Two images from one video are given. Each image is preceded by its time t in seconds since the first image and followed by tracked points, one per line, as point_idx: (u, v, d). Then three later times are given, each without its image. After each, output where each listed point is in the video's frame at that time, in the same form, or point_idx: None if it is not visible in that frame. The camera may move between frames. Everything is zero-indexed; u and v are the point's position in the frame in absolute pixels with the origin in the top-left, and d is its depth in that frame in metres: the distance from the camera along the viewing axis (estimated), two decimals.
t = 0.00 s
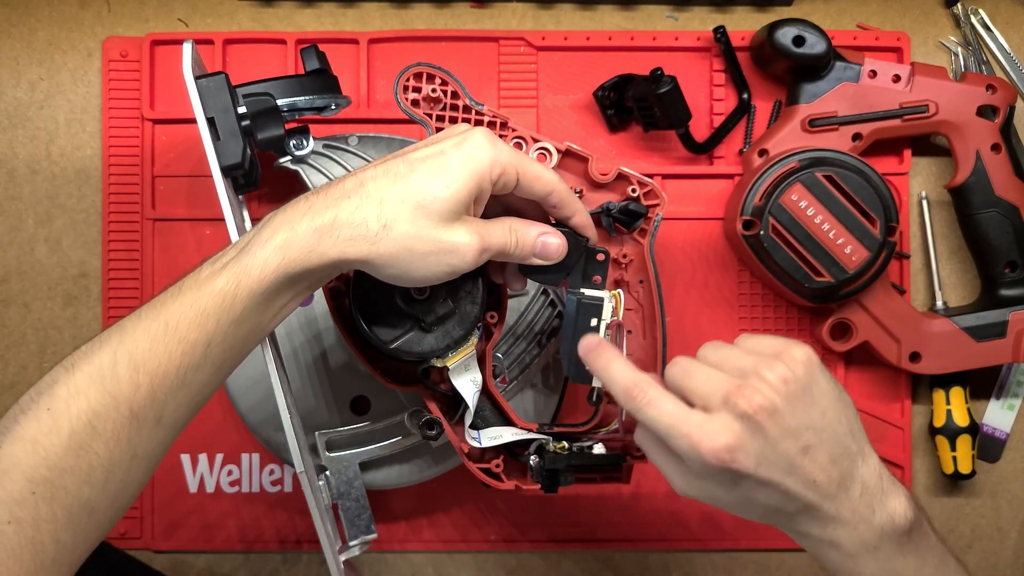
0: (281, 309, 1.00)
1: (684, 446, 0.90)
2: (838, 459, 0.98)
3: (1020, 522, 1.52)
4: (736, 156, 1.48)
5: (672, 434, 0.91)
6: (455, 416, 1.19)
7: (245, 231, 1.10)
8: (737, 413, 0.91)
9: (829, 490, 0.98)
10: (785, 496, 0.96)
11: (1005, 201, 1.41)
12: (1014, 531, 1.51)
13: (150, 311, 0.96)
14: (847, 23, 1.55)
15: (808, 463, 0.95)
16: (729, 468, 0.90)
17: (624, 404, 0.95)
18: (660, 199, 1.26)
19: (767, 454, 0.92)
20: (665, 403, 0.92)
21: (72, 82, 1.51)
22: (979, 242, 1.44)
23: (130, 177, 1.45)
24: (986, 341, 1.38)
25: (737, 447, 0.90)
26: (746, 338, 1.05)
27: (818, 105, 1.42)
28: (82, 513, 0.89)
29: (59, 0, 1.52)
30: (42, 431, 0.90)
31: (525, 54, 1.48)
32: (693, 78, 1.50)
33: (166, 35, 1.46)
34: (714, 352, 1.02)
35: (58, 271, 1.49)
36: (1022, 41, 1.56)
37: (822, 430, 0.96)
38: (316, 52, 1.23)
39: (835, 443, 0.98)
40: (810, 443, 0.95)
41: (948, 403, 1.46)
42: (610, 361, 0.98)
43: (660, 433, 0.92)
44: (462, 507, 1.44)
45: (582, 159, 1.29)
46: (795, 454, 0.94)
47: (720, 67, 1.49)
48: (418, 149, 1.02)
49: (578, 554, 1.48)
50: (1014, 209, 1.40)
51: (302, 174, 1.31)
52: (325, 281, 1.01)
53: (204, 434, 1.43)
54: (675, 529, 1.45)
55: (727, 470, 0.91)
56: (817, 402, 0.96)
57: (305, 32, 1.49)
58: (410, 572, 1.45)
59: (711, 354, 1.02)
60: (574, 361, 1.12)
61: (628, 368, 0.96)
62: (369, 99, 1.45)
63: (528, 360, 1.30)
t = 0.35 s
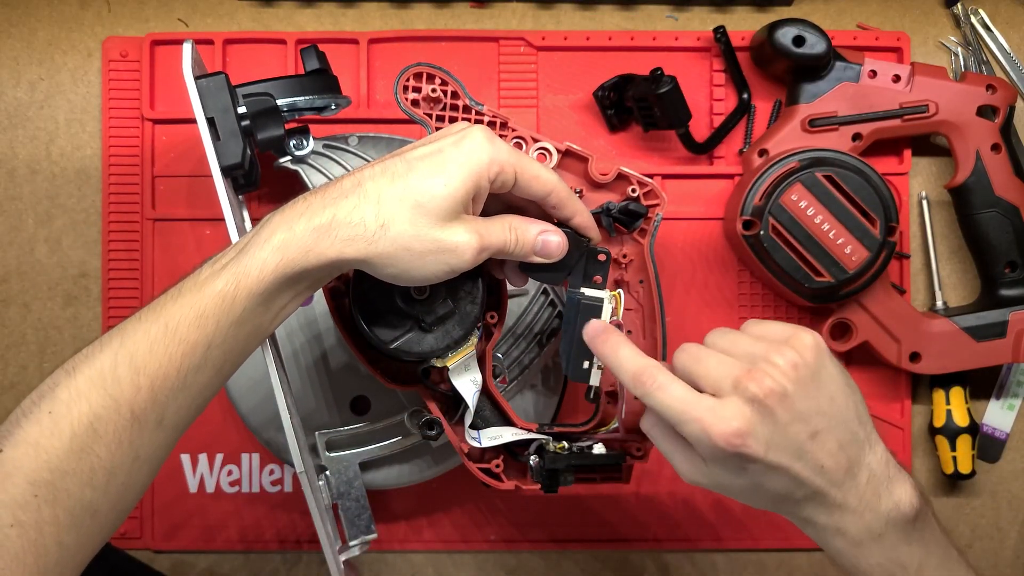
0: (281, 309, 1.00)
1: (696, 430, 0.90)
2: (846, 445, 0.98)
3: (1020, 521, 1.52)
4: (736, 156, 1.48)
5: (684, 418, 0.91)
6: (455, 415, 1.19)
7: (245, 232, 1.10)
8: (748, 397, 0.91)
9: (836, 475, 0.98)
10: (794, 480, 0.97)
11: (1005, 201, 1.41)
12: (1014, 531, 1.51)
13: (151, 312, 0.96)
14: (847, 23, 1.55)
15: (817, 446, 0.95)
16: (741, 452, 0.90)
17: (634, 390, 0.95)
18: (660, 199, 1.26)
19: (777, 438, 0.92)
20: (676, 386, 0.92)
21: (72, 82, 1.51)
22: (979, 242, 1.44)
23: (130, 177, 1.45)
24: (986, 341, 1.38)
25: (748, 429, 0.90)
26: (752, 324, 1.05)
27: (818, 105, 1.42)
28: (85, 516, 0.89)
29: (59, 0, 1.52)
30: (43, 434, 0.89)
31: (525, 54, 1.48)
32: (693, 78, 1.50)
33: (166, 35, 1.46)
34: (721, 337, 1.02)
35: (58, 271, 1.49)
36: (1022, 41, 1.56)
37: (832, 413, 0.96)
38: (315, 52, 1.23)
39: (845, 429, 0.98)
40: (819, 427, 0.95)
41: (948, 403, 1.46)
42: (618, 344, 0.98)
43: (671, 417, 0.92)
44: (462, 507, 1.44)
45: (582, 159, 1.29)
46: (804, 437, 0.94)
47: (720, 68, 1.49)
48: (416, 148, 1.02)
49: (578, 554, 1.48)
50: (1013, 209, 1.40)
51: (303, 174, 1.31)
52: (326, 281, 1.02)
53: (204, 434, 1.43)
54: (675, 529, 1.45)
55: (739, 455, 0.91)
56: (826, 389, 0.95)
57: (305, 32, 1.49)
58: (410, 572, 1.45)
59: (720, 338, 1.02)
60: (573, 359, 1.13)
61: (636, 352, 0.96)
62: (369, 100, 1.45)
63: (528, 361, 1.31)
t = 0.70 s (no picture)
0: (276, 307, 1.01)
1: (661, 461, 0.92)
2: (816, 468, 0.99)
3: (1021, 522, 1.51)
4: (736, 156, 1.48)
5: (649, 450, 0.92)
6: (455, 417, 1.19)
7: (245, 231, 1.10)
8: (712, 429, 0.93)
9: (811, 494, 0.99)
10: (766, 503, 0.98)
11: (1004, 201, 1.41)
12: (1014, 531, 1.51)
13: (147, 310, 0.96)
14: (847, 23, 1.55)
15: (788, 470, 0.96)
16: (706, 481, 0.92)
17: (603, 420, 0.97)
18: (660, 199, 1.26)
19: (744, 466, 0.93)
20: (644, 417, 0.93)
21: (72, 82, 1.51)
22: (979, 242, 1.44)
23: (130, 177, 1.45)
24: (985, 341, 1.38)
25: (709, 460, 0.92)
26: (726, 345, 1.06)
27: (818, 105, 1.42)
28: (83, 515, 0.89)
29: (59, 0, 1.52)
30: (40, 433, 0.89)
31: (525, 54, 1.48)
32: (693, 78, 1.50)
33: (166, 35, 1.46)
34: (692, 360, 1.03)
35: (58, 271, 1.49)
36: (1022, 41, 1.56)
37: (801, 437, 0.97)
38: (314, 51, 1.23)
39: (815, 451, 0.99)
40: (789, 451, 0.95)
41: (947, 403, 1.46)
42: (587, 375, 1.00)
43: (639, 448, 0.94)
44: (462, 507, 1.44)
45: (582, 159, 1.29)
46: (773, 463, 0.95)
47: (720, 68, 1.49)
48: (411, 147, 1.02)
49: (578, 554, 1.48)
50: (1013, 209, 1.40)
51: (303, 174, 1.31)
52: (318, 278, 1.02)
53: (204, 434, 1.43)
54: (675, 529, 1.45)
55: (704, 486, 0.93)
56: (795, 415, 0.97)
57: (305, 32, 1.49)
58: (410, 572, 1.45)
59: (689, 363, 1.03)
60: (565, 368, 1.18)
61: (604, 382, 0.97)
62: (369, 100, 1.45)
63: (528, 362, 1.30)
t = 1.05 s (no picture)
0: (276, 305, 1.01)
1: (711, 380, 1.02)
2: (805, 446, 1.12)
3: (1021, 521, 1.52)
4: (736, 156, 1.48)
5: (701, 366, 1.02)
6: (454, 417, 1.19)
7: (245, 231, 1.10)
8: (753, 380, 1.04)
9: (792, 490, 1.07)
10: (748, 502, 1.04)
11: (1005, 201, 1.41)
12: (1014, 531, 1.51)
13: (147, 307, 0.96)
14: (847, 23, 1.55)
15: (769, 467, 1.03)
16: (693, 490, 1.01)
17: (619, 440, 1.01)
18: (660, 199, 1.26)
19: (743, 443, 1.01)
20: (659, 443, 1.00)
21: (72, 82, 1.51)
22: (979, 242, 1.44)
23: (130, 177, 1.45)
24: (985, 341, 1.38)
25: (694, 472, 1.01)
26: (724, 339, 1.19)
27: (818, 105, 1.42)
28: (86, 512, 0.89)
29: (59, 0, 1.52)
30: (42, 430, 0.89)
31: (525, 54, 1.48)
32: (693, 78, 1.50)
33: (166, 35, 1.46)
34: (681, 340, 1.04)
35: (58, 271, 1.49)
36: (1022, 41, 1.56)
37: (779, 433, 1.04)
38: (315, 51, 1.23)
39: (791, 451, 1.06)
40: (768, 448, 1.03)
41: (947, 403, 1.46)
42: (604, 402, 1.01)
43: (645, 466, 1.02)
44: (462, 507, 1.44)
45: (582, 159, 1.29)
46: (754, 462, 1.02)
47: (720, 68, 1.49)
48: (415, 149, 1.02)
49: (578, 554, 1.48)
50: (1013, 209, 1.40)
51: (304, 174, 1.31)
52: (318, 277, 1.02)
53: (204, 434, 1.43)
54: (675, 529, 1.45)
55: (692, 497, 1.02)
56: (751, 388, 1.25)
57: (305, 32, 1.49)
58: (410, 572, 1.45)
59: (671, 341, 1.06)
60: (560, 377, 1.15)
61: (627, 411, 1.01)
62: (369, 100, 1.45)
63: (528, 362, 1.31)
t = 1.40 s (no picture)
0: (279, 311, 1.00)
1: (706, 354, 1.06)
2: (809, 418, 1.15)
3: (1021, 521, 1.51)
4: (736, 156, 1.48)
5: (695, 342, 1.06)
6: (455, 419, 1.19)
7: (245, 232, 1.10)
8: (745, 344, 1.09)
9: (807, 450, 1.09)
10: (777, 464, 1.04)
11: (1004, 201, 1.41)
12: (1014, 531, 1.51)
13: (149, 315, 0.96)
14: (847, 23, 1.55)
15: (785, 424, 1.06)
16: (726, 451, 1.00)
17: (644, 415, 0.98)
18: (660, 199, 1.26)
19: (757, 403, 1.03)
20: (681, 409, 0.98)
21: (72, 82, 1.51)
22: (979, 242, 1.44)
23: (130, 177, 1.45)
24: (985, 341, 1.38)
25: (724, 434, 1.00)
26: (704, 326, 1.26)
27: (818, 105, 1.42)
28: (92, 515, 0.89)
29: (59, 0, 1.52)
30: (48, 439, 0.89)
31: (525, 54, 1.48)
32: (693, 78, 1.50)
33: (166, 35, 1.46)
34: (672, 321, 1.08)
35: (58, 271, 1.49)
36: (1022, 41, 1.56)
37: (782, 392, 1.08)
38: (314, 52, 1.23)
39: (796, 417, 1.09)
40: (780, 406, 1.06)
41: (947, 403, 1.46)
42: (625, 373, 0.98)
43: (673, 436, 0.99)
44: (462, 507, 1.44)
45: (581, 160, 1.29)
46: (774, 419, 1.04)
47: (720, 68, 1.49)
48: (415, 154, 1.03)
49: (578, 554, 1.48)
50: (1013, 209, 1.40)
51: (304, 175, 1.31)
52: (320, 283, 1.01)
53: (204, 434, 1.43)
54: (675, 529, 1.45)
55: (726, 461, 1.01)
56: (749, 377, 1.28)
57: (305, 32, 1.49)
58: (410, 572, 1.45)
59: (663, 323, 1.09)
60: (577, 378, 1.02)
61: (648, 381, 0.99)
62: (369, 100, 1.45)
63: (528, 362, 1.30)
